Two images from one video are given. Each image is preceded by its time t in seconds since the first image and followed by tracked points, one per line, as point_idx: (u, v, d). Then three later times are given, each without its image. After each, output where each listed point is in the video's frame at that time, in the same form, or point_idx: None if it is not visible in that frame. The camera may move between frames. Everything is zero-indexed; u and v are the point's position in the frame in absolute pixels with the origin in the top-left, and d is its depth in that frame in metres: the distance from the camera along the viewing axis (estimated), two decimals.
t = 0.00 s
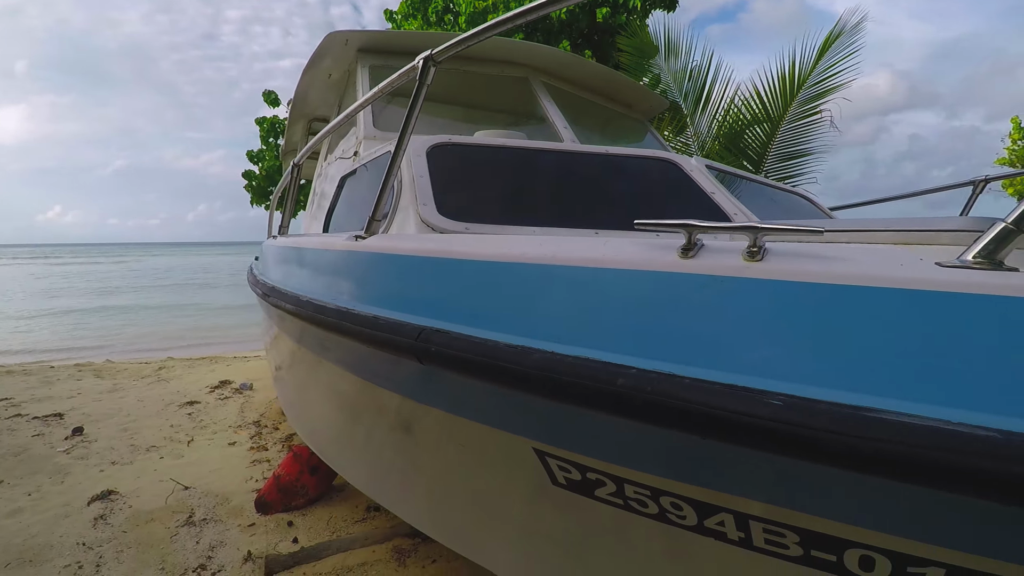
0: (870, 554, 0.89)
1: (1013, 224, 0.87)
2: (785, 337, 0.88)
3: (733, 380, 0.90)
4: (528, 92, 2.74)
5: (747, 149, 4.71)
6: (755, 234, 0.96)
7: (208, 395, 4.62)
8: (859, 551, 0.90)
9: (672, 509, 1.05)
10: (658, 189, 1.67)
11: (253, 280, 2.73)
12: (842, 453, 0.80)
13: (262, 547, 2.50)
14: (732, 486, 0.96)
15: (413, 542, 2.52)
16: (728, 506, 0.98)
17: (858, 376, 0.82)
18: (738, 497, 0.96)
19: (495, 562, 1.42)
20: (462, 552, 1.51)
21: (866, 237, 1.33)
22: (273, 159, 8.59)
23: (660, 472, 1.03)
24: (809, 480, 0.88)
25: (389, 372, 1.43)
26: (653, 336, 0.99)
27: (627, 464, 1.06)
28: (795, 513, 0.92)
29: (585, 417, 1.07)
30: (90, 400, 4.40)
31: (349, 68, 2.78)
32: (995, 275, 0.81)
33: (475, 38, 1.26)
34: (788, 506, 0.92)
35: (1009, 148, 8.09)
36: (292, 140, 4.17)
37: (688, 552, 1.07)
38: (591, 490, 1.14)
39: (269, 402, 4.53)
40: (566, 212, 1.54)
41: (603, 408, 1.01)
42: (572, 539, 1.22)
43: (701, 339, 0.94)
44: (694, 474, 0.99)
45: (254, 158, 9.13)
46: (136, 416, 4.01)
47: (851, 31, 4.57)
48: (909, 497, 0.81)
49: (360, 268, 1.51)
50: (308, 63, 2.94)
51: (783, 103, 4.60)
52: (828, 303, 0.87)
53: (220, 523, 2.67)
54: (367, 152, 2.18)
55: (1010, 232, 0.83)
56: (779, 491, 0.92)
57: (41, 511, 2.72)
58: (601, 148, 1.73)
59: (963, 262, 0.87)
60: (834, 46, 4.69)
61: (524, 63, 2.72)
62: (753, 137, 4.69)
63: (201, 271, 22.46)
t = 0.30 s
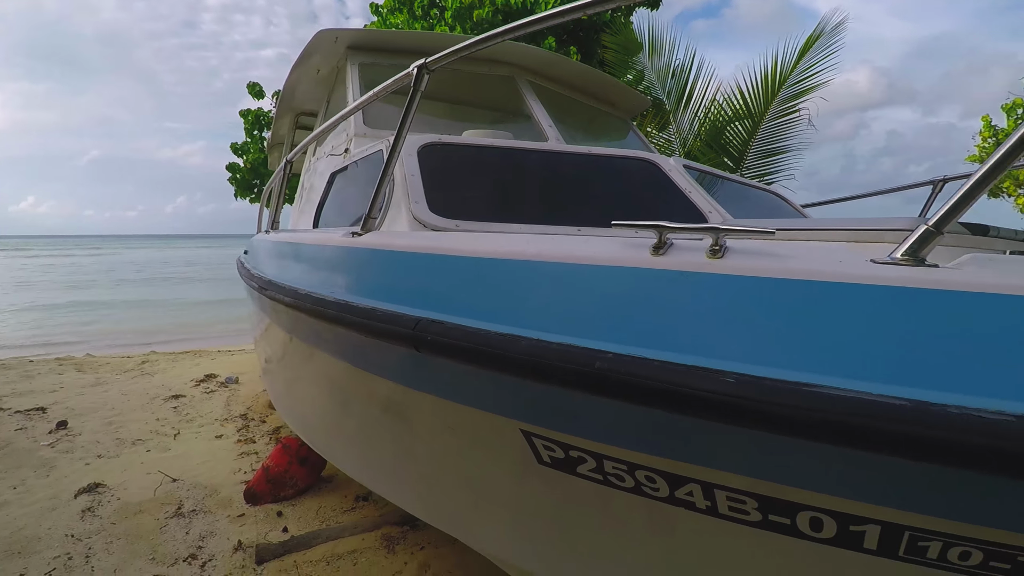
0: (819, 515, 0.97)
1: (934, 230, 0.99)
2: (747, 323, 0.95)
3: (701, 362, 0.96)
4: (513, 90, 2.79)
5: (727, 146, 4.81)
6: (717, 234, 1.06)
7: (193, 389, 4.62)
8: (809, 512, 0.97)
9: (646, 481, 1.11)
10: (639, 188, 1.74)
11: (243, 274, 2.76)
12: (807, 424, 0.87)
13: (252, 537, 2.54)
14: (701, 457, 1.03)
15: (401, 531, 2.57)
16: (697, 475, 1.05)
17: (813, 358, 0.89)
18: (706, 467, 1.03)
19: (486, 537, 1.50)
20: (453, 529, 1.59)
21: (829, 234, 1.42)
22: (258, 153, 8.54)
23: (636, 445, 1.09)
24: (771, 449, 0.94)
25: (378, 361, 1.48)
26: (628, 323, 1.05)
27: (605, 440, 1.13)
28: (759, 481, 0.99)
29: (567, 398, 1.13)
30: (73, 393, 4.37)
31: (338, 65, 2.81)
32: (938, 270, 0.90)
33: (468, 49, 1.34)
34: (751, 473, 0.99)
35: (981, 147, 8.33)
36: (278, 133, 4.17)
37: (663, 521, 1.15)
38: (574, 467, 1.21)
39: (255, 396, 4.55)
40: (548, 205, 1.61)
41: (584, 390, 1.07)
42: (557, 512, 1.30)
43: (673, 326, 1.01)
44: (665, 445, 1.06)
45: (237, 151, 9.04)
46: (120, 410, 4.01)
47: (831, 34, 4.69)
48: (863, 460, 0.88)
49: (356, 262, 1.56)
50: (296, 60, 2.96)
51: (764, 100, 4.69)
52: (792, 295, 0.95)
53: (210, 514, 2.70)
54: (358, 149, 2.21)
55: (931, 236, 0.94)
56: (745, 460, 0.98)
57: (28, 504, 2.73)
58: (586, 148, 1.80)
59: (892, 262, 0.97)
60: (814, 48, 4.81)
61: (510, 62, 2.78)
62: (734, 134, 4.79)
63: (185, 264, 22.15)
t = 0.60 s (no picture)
0: (768, 481, 1.07)
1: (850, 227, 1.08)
2: (707, 312, 1.03)
3: (665, 347, 1.03)
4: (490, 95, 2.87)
5: (698, 145, 4.96)
6: (673, 236, 1.15)
7: (174, 393, 4.61)
8: (759, 479, 1.07)
9: (619, 459, 1.20)
10: (608, 192, 1.83)
11: (228, 277, 2.80)
12: (751, 400, 0.95)
13: (241, 535, 2.58)
14: (667, 435, 1.10)
15: (388, 525, 2.64)
16: (662, 450, 1.14)
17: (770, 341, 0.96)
18: (672, 443, 1.11)
19: (472, 518, 1.59)
20: (441, 513, 1.67)
21: (783, 231, 1.53)
22: (234, 155, 8.46)
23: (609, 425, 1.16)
24: (729, 425, 1.02)
25: (364, 357, 1.55)
26: (596, 315, 1.13)
27: (580, 422, 1.20)
28: (717, 454, 1.08)
29: (544, 384, 1.19)
30: (51, 399, 4.34)
31: (318, 70, 2.85)
32: (872, 264, 1.01)
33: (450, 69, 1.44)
34: (712, 447, 1.07)
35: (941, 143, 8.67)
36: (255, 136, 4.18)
37: (635, 494, 1.25)
38: (553, 449, 1.30)
39: (237, 398, 4.55)
40: (522, 209, 1.70)
41: (559, 375, 1.13)
42: (540, 491, 1.39)
43: (640, 318, 1.08)
44: (634, 424, 1.13)
45: (212, 153, 8.95)
46: (101, 415, 3.99)
47: (798, 37, 4.90)
48: (807, 432, 0.96)
49: (345, 264, 1.62)
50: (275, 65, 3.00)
51: (734, 99, 4.84)
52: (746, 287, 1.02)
53: (197, 515, 2.73)
54: (341, 154, 2.26)
55: (852, 234, 1.03)
56: (705, 437, 1.07)
57: (11, 509, 2.73)
58: (558, 153, 1.90)
59: (819, 258, 1.06)
60: (783, 49, 4.99)
61: (486, 68, 2.85)
62: (705, 132, 4.94)
63: (160, 267, 21.75)
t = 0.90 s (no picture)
0: (730, 467, 1.15)
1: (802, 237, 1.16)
2: (677, 313, 1.10)
3: (635, 345, 1.10)
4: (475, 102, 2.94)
5: (680, 148, 5.08)
6: (642, 244, 1.24)
7: (161, 396, 4.61)
8: (722, 465, 1.15)
9: (597, 450, 1.27)
10: (588, 198, 1.92)
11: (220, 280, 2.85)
12: (711, 392, 1.02)
13: (232, 533, 2.62)
14: (642, 426, 1.18)
15: (377, 522, 2.70)
16: (635, 440, 1.21)
17: (736, 339, 1.03)
18: (645, 433, 1.19)
19: (461, 510, 1.66)
20: (431, 506, 1.74)
21: (751, 236, 1.63)
22: (219, 158, 8.44)
23: (587, 418, 1.23)
24: (696, 416, 1.10)
25: (354, 356, 1.62)
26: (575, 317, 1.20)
27: (560, 415, 1.27)
28: (685, 443, 1.15)
29: (525, 379, 1.26)
30: (37, 403, 4.33)
31: (306, 78, 2.91)
32: (827, 268, 1.09)
33: (439, 86, 1.55)
34: (681, 436, 1.15)
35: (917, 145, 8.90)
36: (243, 141, 4.21)
37: (612, 482, 1.33)
38: (536, 441, 1.37)
39: (225, 400, 4.57)
40: (497, 217, 1.77)
41: (539, 371, 1.20)
42: (524, 482, 1.47)
43: (617, 319, 1.15)
44: (609, 417, 1.21)
45: (197, 156, 8.92)
46: (87, 418, 4.00)
47: (776, 45, 5.04)
48: (764, 421, 1.04)
49: (338, 270, 1.69)
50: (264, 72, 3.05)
51: (714, 103, 4.95)
52: (714, 290, 1.10)
53: (187, 515, 2.77)
54: (330, 162, 2.32)
55: (799, 240, 1.11)
56: (673, 427, 1.14)
57: None
58: (540, 162, 1.98)
59: (769, 263, 1.14)
60: (761, 57, 5.14)
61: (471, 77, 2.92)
62: (686, 136, 5.06)
63: (145, 270, 21.52)
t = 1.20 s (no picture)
0: (694, 458, 1.23)
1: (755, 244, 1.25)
2: (647, 317, 1.18)
3: (606, 347, 1.18)
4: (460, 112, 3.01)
5: (663, 153, 5.19)
6: (610, 253, 1.30)
7: (152, 403, 4.63)
8: (687, 456, 1.23)
9: (573, 444, 1.35)
10: (568, 207, 2.00)
11: (212, 288, 2.90)
12: (673, 387, 1.10)
13: (225, 537, 2.66)
14: (613, 421, 1.26)
15: (368, 524, 2.76)
16: (606, 434, 1.30)
17: (704, 341, 1.11)
18: (615, 427, 1.27)
19: (448, 508, 1.72)
20: (420, 504, 1.80)
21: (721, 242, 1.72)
22: (208, 166, 8.45)
23: (562, 415, 1.31)
24: (661, 411, 1.18)
25: (343, 361, 1.69)
26: (551, 321, 1.27)
27: (538, 413, 1.35)
28: (653, 437, 1.24)
29: (504, 380, 1.33)
30: (27, 413, 4.33)
31: (294, 90, 2.97)
32: (780, 274, 1.17)
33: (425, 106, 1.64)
34: (648, 429, 1.23)
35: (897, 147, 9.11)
36: (232, 150, 4.26)
37: (589, 475, 1.40)
38: (517, 439, 1.44)
39: (216, 407, 4.60)
40: (479, 226, 1.84)
41: (515, 372, 1.27)
42: (508, 478, 1.54)
43: (591, 323, 1.22)
44: (582, 414, 1.29)
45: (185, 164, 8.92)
46: (78, 427, 4.01)
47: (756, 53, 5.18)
48: (723, 415, 1.12)
49: (328, 278, 1.75)
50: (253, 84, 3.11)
51: (696, 110, 5.05)
52: (677, 296, 1.18)
53: (181, 520, 2.81)
54: (320, 173, 2.38)
55: (751, 248, 1.20)
56: (641, 422, 1.22)
57: None
58: (521, 172, 2.06)
59: (724, 270, 1.22)
60: (742, 65, 5.27)
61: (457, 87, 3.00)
62: (669, 141, 5.17)
63: (134, 278, 21.39)
